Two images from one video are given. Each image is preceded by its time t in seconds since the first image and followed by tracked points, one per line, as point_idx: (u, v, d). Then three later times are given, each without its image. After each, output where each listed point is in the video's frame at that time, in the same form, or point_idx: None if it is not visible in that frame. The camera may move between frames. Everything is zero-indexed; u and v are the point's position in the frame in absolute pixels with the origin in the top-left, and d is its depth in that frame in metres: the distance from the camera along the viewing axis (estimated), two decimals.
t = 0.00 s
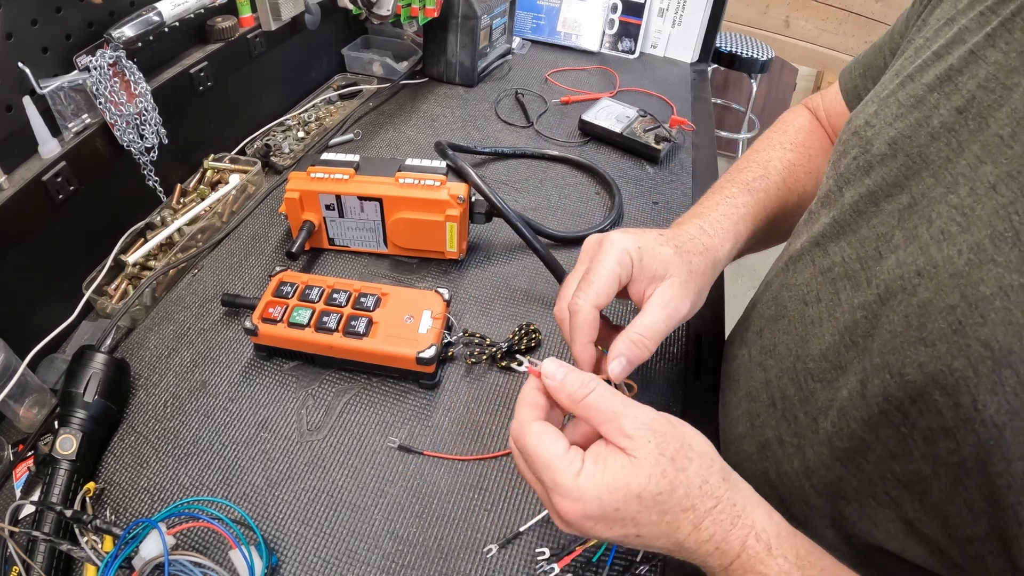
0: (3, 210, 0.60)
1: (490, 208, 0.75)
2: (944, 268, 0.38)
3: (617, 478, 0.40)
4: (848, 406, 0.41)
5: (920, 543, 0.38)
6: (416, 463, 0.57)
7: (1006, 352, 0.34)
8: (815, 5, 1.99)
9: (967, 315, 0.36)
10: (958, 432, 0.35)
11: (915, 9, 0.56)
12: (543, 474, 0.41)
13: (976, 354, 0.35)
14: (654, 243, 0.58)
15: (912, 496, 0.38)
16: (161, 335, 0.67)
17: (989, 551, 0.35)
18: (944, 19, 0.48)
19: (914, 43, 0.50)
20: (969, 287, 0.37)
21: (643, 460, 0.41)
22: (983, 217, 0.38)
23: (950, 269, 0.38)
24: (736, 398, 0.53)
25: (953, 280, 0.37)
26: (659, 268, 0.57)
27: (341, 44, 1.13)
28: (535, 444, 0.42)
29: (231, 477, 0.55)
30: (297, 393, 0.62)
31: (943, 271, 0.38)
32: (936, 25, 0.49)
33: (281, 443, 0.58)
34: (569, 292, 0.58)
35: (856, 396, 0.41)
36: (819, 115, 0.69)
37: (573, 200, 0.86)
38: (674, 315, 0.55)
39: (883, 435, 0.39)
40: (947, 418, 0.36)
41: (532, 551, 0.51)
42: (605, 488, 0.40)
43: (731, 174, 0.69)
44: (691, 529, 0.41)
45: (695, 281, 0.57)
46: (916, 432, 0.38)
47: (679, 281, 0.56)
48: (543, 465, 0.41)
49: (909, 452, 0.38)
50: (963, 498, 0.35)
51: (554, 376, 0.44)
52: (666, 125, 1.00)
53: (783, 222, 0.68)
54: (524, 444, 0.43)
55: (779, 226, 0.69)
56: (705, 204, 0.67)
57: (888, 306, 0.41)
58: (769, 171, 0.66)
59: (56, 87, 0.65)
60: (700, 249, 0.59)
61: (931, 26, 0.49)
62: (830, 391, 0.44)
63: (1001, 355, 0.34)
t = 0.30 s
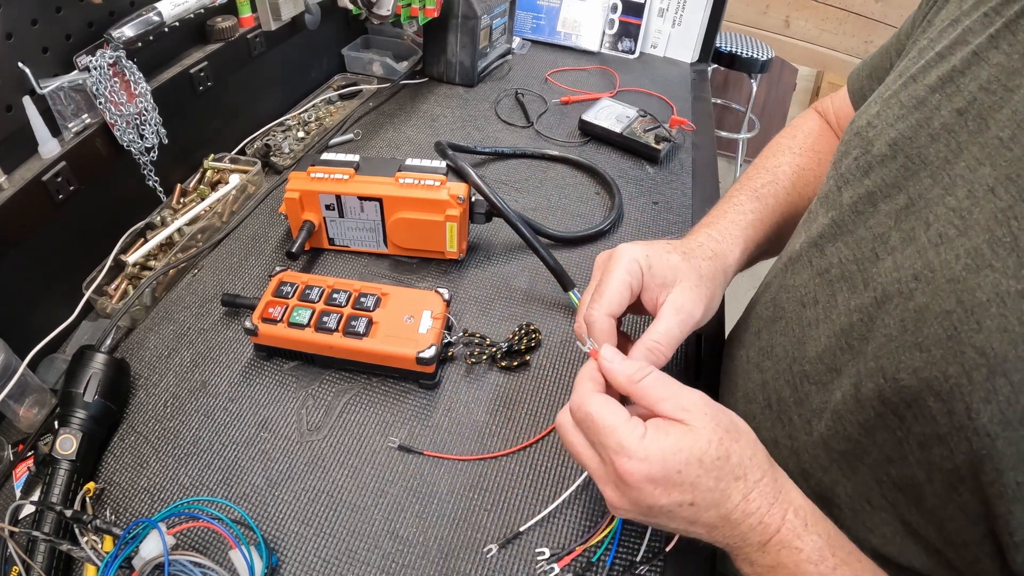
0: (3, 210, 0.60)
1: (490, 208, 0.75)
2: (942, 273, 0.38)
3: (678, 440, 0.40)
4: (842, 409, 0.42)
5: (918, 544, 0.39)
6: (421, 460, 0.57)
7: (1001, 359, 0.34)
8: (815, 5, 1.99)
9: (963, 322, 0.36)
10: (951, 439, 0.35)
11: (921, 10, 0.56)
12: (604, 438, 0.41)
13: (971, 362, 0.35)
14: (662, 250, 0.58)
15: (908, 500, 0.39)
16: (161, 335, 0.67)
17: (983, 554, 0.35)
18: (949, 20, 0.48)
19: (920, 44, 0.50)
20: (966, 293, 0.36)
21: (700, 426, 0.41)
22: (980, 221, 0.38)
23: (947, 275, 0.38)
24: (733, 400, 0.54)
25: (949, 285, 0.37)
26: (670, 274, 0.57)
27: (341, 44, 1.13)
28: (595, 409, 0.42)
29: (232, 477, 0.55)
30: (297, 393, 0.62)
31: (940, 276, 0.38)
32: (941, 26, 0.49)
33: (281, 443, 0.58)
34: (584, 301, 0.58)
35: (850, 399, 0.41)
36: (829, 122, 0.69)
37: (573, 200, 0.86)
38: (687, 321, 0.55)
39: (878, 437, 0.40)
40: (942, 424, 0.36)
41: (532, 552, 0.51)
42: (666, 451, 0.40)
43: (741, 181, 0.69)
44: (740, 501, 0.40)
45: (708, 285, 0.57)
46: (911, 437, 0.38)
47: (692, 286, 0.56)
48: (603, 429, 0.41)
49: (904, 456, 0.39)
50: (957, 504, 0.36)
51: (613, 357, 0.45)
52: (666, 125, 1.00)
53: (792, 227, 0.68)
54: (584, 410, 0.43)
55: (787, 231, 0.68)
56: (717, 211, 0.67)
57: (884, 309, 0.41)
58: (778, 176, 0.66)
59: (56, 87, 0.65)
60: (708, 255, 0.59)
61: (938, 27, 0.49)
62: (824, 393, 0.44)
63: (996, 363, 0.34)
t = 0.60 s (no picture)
0: (3, 210, 0.60)
1: (490, 208, 0.75)
2: (945, 285, 0.38)
3: (719, 498, 0.38)
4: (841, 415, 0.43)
5: (914, 558, 0.39)
6: (421, 460, 0.57)
7: (1006, 379, 0.33)
8: (815, 5, 1.98)
9: (968, 337, 0.35)
10: (953, 458, 0.35)
11: (931, 13, 0.55)
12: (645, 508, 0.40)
13: (977, 379, 0.34)
14: (672, 183, 0.65)
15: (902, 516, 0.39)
16: (161, 335, 0.67)
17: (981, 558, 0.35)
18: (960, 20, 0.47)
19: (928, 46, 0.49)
20: (971, 307, 0.36)
21: (737, 480, 0.39)
22: (987, 231, 0.37)
23: (951, 287, 0.37)
24: (732, 400, 0.55)
25: (954, 298, 0.37)
26: (666, 201, 0.64)
27: (341, 44, 1.13)
28: (628, 484, 0.41)
29: (231, 477, 0.55)
30: (297, 393, 0.62)
31: (944, 288, 0.38)
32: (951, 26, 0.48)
33: (281, 443, 0.58)
34: (593, 199, 0.65)
35: (850, 409, 0.42)
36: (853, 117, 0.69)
37: (573, 200, 0.86)
38: (661, 243, 0.63)
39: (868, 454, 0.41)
40: (942, 442, 0.36)
41: (532, 552, 0.51)
42: (706, 511, 0.38)
43: (762, 156, 0.70)
44: (786, 547, 0.38)
45: (694, 226, 0.64)
46: (905, 456, 0.38)
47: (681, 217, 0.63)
48: (638, 504, 0.40)
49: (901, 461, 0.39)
50: (957, 519, 0.36)
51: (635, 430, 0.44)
52: (667, 125, 1.00)
53: (790, 211, 0.69)
54: (617, 485, 0.42)
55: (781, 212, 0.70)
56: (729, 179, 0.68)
57: (883, 318, 0.41)
58: (796, 156, 0.67)
59: (56, 87, 0.65)
60: (707, 206, 0.65)
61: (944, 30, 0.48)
62: (820, 400, 0.45)
63: (1001, 382, 0.33)
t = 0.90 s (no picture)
0: (3, 210, 0.60)
1: (491, 208, 0.75)
2: (957, 301, 0.37)
3: (729, 512, 0.40)
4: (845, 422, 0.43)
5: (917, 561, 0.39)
6: (422, 460, 0.57)
7: (1012, 401, 0.33)
8: (815, 5, 1.99)
9: (977, 353, 0.36)
10: (954, 474, 0.35)
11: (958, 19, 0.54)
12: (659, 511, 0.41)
13: (982, 399, 0.35)
14: (679, 174, 0.67)
15: (901, 524, 0.39)
16: (161, 335, 0.67)
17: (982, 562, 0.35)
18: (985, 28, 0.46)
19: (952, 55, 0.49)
20: (981, 325, 0.36)
21: (746, 498, 0.41)
22: (1002, 247, 0.37)
23: (963, 303, 0.37)
24: (736, 403, 0.55)
25: (965, 315, 0.37)
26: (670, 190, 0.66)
27: (341, 44, 1.13)
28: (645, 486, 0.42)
29: (231, 477, 0.55)
30: (297, 393, 0.62)
31: (955, 303, 0.38)
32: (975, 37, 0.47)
33: (281, 443, 0.58)
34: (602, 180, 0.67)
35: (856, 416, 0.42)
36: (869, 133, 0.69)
37: (573, 200, 0.86)
38: (663, 232, 0.64)
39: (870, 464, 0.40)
40: (943, 457, 0.36)
41: (532, 552, 0.51)
42: (716, 524, 0.40)
43: (781, 160, 0.73)
44: (787, 565, 0.40)
45: (698, 219, 0.66)
46: (905, 468, 0.38)
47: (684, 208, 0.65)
48: (656, 503, 0.41)
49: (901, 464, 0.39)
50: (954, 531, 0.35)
51: (651, 438, 0.46)
52: (666, 125, 1.01)
53: (803, 217, 0.71)
54: (636, 483, 0.43)
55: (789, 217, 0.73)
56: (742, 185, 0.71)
57: (893, 328, 0.41)
58: (814, 162, 0.69)
59: (56, 87, 0.65)
60: (715, 204, 0.67)
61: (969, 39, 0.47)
62: (826, 404, 0.45)
63: (1007, 403, 0.34)
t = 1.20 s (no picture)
0: (3, 210, 0.60)
1: (491, 208, 0.75)
2: (969, 247, 0.38)
3: (770, 464, 0.40)
4: (857, 362, 0.43)
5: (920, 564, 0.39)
6: (422, 459, 0.57)
7: (1016, 333, 0.34)
8: (815, 5, 1.99)
9: (982, 294, 0.36)
10: (959, 405, 0.35)
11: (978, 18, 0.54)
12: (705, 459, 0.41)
13: (987, 333, 0.35)
14: (670, 16, 0.83)
15: (898, 468, 0.39)
16: (161, 335, 0.67)
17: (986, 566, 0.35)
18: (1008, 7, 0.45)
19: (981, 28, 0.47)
20: (990, 268, 0.36)
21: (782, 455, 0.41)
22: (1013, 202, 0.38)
23: (973, 248, 0.38)
24: (738, 405, 0.55)
25: (975, 259, 0.37)
26: (654, 24, 0.82)
27: (341, 44, 1.13)
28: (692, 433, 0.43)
29: (231, 477, 0.55)
30: (297, 393, 0.62)
31: (966, 249, 0.38)
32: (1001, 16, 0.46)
33: (281, 443, 0.58)
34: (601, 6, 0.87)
35: (868, 357, 0.42)
36: (893, 62, 0.70)
37: (573, 200, 0.86)
38: (644, 55, 0.81)
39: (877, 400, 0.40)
40: (949, 390, 0.36)
41: (532, 552, 0.51)
42: (760, 473, 0.40)
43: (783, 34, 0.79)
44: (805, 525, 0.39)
45: (672, 48, 0.81)
46: (910, 403, 0.38)
47: (660, 36, 0.81)
48: (704, 449, 0.42)
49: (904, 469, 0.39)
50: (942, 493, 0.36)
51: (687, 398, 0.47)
52: (666, 125, 1.00)
53: (803, 109, 0.77)
54: (685, 433, 0.43)
55: (831, 123, 0.76)
56: (749, 78, 0.80)
57: (906, 274, 0.41)
58: (807, 65, 0.75)
59: (56, 87, 0.65)
60: (697, 42, 0.82)
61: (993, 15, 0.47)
62: (838, 346, 0.44)
63: (1011, 335, 0.34)
